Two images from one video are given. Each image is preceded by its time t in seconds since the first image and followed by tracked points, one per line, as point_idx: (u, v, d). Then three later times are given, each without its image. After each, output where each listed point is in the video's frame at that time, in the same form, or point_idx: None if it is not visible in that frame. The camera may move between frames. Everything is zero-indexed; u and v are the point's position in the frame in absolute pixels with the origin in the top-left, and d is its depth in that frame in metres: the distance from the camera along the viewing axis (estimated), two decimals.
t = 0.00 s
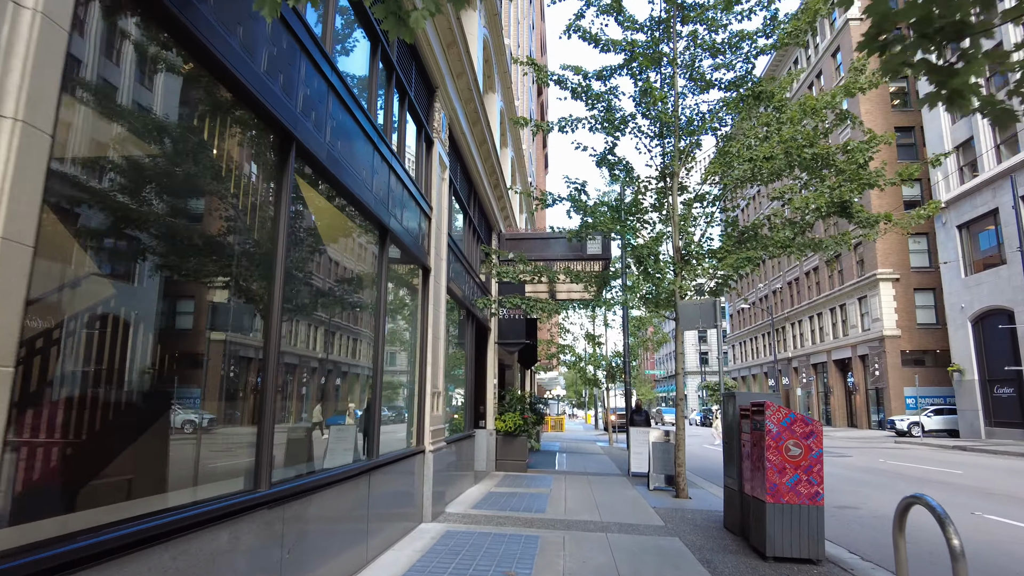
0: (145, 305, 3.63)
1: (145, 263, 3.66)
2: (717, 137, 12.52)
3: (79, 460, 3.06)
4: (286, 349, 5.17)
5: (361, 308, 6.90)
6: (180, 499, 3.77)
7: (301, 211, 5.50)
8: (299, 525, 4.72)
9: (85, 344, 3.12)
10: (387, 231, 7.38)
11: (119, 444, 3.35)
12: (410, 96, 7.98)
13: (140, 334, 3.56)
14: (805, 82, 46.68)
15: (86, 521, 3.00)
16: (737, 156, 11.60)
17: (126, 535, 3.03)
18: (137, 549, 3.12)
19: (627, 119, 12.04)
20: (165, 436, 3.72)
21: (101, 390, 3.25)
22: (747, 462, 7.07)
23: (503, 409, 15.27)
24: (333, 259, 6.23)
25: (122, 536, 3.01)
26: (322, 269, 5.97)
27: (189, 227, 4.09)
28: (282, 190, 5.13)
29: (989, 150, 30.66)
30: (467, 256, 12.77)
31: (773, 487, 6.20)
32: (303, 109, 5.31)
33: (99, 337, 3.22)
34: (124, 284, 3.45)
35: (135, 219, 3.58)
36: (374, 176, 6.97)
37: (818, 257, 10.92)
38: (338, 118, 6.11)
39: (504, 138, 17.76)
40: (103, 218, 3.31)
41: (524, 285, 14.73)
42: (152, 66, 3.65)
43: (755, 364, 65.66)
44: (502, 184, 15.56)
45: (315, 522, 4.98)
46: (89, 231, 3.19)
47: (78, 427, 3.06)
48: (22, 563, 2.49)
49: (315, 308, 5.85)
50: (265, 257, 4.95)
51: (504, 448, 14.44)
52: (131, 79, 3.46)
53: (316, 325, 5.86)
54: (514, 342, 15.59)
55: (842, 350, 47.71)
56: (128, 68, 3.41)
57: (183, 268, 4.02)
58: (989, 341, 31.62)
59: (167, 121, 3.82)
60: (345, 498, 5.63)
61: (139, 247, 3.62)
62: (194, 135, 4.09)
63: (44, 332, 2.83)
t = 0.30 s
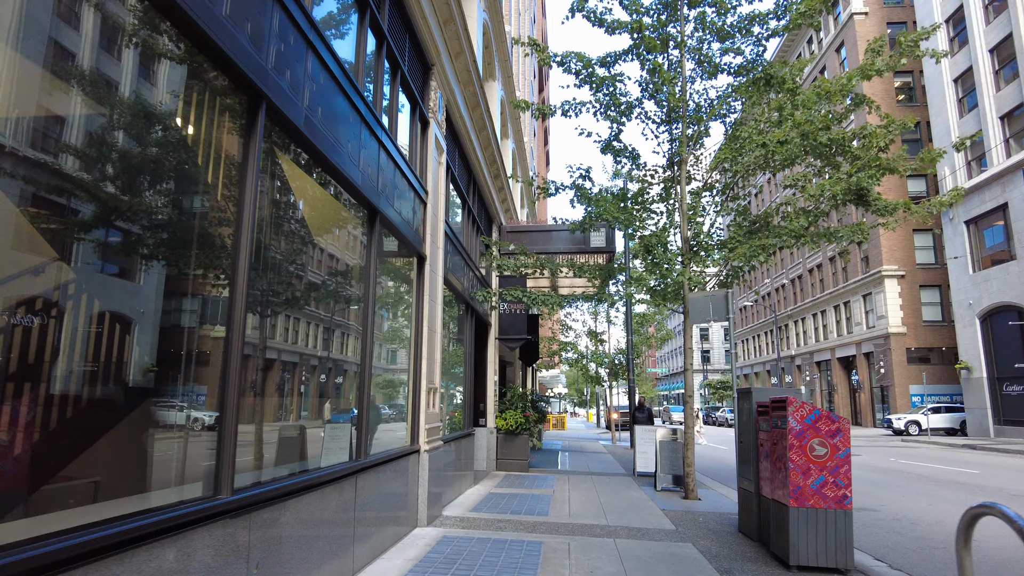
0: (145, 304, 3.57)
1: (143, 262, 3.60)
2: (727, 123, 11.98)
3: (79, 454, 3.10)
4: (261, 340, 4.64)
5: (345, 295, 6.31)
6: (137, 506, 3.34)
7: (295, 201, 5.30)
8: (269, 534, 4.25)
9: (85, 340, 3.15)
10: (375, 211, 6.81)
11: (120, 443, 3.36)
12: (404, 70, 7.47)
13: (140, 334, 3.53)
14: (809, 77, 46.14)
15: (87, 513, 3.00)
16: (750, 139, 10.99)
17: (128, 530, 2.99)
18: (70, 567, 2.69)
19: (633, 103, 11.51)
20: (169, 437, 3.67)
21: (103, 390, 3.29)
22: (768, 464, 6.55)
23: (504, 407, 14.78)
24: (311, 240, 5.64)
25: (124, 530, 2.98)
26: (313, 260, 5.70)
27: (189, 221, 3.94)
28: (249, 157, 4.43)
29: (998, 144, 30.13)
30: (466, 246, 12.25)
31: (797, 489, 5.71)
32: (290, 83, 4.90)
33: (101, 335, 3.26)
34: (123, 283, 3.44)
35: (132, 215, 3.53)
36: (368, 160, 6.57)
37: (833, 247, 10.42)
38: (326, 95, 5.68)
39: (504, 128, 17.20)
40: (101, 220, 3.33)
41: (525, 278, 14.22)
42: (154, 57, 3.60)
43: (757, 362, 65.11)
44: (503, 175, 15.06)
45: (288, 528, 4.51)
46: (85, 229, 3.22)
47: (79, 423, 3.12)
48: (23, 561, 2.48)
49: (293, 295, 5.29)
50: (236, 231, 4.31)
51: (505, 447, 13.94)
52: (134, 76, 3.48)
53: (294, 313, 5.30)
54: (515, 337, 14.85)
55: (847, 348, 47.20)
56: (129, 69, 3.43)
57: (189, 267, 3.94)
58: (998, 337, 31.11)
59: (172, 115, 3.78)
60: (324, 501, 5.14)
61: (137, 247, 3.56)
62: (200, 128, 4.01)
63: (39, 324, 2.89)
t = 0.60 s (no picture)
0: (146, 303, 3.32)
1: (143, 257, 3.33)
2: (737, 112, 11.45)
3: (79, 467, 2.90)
4: (225, 334, 4.08)
5: (329, 288, 5.74)
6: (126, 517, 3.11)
7: (286, 194, 4.98)
8: (229, 557, 3.74)
9: (82, 343, 2.92)
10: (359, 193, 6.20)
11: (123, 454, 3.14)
12: (395, 46, 6.95)
13: (140, 335, 3.26)
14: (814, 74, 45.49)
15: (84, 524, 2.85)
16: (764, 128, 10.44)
17: (120, 546, 2.87)
18: None
19: (639, 91, 10.99)
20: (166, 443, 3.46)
21: (105, 401, 3.06)
22: (789, 474, 6.02)
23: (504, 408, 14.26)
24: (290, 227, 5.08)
25: (117, 545, 2.86)
26: (306, 256, 5.34)
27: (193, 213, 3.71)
28: (203, 118, 3.71)
29: (1009, 141, 29.54)
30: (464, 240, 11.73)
31: (824, 502, 5.19)
32: (268, 53, 4.38)
33: (100, 337, 3.03)
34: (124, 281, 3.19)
35: (133, 209, 3.29)
36: (357, 144, 6.09)
37: (850, 241, 9.89)
38: (309, 67, 5.16)
39: (504, 120, 16.68)
40: (93, 209, 3.05)
41: (526, 275, 13.69)
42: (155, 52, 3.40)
43: (760, 363, 64.50)
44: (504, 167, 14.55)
45: (254, 549, 3.99)
46: (79, 225, 2.97)
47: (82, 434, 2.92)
48: None
49: (266, 286, 4.72)
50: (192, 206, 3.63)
51: (505, 450, 13.44)
52: (134, 70, 3.26)
53: (267, 306, 4.73)
54: (515, 336, 14.10)
55: (851, 348, 46.63)
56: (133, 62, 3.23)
57: (170, 259, 3.51)
58: (1007, 338, 30.57)
59: (177, 112, 3.55)
60: (297, 515, 4.62)
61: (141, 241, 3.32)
62: (186, 111, 3.62)
63: (36, 324, 2.67)
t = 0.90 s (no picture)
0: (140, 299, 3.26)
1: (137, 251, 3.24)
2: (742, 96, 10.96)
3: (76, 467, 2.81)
4: (190, 322, 3.74)
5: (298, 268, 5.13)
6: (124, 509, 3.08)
7: (271, 180, 4.71)
8: (166, 573, 3.19)
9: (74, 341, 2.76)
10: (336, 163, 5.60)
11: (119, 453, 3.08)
12: (378, 7, 6.39)
13: (127, 334, 3.17)
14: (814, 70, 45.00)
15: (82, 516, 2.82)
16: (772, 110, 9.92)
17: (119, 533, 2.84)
18: None
19: (640, 73, 10.47)
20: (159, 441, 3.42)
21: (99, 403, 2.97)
22: (808, 477, 5.51)
23: (499, 406, 13.72)
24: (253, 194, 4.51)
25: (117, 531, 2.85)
26: (276, 234, 4.84)
27: (185, 207, 3.69)
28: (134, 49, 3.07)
29: (1013, 136, 29.10)
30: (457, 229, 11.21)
31: (847, 505, 4.72)
32: None
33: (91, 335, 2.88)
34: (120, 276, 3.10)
35: (134, 206, 3.22)
36: (334, 108, 5.51)
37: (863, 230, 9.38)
38: (276, 12, 4.57)
39: (500, 109, 16.14)
40: (75, 198, 2.82)
41: (522, 267, 13.14)
42: (132, 21, 3.10)
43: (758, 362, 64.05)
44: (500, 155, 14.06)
45: (200, 564, 3.48)
46: (72, 215, 2.81)
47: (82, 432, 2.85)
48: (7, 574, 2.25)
49: (222, 261, 4.14)
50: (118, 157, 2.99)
51: (500, 449, 12.94)
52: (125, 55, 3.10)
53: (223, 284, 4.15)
54: (511, 332, 13.60)
55: (851, 347, 46.21)
56: (143, 56, 3.09)
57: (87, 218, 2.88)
58: (1011, 336, 30.18)
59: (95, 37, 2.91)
60: (256, 522, 4.07)
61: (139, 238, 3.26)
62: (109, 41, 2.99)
63: (23, 320, 2.53)
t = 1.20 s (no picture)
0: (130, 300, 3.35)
1: (126, 252, 3.33)
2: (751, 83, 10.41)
3: (58, 476, 2.84)
4: (182, 323, 3.75)
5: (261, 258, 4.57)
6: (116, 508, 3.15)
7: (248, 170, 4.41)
8: None
9: (61, 339, 2.89)
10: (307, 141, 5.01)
11: (109, 455, 3.13)
12: None
13: (120, 334, 3.26)
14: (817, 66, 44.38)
15: (73, 527, 2.85)
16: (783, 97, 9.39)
17: (115, 549, 2.85)
18: None
19: (644, 58, 9.94)
20: (160, 441, 3.49)
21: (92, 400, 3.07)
22: (834, 491, 4.98)
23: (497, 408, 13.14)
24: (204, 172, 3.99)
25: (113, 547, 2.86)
26: (236, 222, 4.32)
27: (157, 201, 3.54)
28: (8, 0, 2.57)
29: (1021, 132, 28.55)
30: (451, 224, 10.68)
31: (882, 525, 4.20)
32: None
33: (77, 334, 3.00)
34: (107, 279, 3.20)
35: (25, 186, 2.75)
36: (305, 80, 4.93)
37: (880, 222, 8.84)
38: None
39: (498, 102, 15.65)
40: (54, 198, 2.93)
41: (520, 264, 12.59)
42: None
43: (760, 362, 63.45)
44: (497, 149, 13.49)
45: None
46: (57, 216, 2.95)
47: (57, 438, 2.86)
48: None
49: (160, 246, 3.60)
50: None
51: (497, 454, 12.40)
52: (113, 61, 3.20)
53: (161, 272, 3.60)
54: (509, 332, 13.06)
55: (855, 347, 45.63)
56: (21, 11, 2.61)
57: None
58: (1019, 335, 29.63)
59: None
60: (205, 549, 3.52)
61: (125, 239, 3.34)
62: None
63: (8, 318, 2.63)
